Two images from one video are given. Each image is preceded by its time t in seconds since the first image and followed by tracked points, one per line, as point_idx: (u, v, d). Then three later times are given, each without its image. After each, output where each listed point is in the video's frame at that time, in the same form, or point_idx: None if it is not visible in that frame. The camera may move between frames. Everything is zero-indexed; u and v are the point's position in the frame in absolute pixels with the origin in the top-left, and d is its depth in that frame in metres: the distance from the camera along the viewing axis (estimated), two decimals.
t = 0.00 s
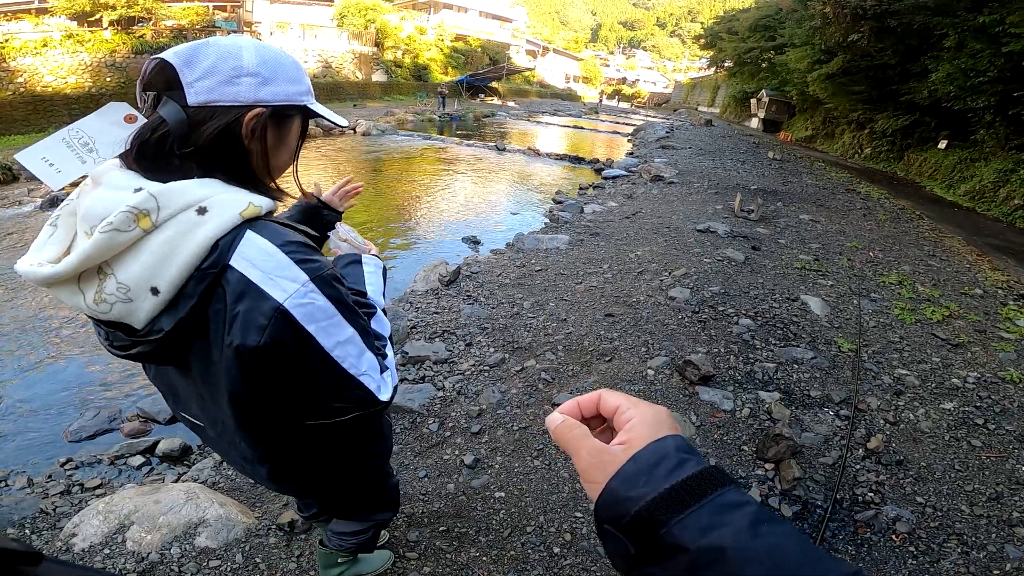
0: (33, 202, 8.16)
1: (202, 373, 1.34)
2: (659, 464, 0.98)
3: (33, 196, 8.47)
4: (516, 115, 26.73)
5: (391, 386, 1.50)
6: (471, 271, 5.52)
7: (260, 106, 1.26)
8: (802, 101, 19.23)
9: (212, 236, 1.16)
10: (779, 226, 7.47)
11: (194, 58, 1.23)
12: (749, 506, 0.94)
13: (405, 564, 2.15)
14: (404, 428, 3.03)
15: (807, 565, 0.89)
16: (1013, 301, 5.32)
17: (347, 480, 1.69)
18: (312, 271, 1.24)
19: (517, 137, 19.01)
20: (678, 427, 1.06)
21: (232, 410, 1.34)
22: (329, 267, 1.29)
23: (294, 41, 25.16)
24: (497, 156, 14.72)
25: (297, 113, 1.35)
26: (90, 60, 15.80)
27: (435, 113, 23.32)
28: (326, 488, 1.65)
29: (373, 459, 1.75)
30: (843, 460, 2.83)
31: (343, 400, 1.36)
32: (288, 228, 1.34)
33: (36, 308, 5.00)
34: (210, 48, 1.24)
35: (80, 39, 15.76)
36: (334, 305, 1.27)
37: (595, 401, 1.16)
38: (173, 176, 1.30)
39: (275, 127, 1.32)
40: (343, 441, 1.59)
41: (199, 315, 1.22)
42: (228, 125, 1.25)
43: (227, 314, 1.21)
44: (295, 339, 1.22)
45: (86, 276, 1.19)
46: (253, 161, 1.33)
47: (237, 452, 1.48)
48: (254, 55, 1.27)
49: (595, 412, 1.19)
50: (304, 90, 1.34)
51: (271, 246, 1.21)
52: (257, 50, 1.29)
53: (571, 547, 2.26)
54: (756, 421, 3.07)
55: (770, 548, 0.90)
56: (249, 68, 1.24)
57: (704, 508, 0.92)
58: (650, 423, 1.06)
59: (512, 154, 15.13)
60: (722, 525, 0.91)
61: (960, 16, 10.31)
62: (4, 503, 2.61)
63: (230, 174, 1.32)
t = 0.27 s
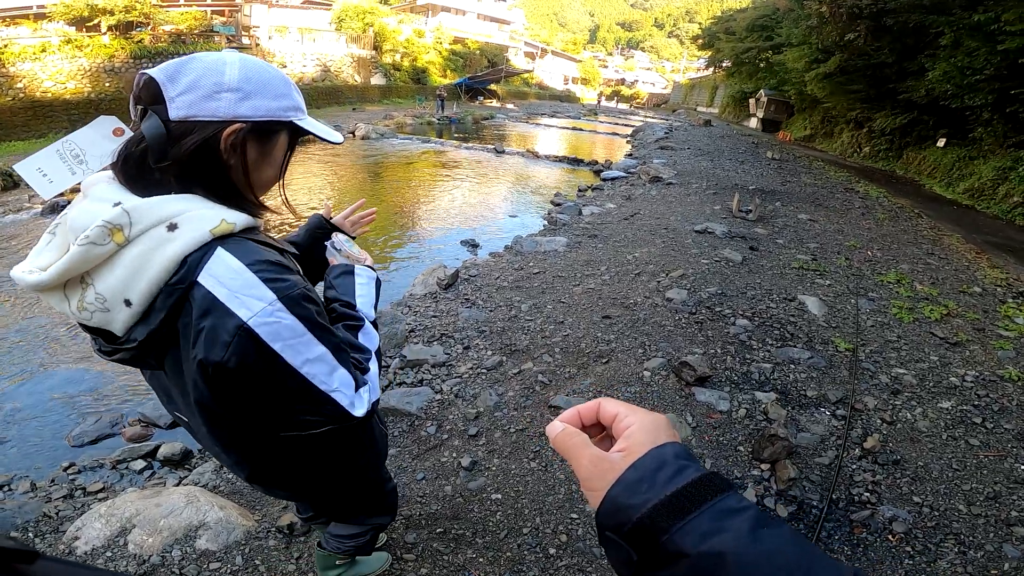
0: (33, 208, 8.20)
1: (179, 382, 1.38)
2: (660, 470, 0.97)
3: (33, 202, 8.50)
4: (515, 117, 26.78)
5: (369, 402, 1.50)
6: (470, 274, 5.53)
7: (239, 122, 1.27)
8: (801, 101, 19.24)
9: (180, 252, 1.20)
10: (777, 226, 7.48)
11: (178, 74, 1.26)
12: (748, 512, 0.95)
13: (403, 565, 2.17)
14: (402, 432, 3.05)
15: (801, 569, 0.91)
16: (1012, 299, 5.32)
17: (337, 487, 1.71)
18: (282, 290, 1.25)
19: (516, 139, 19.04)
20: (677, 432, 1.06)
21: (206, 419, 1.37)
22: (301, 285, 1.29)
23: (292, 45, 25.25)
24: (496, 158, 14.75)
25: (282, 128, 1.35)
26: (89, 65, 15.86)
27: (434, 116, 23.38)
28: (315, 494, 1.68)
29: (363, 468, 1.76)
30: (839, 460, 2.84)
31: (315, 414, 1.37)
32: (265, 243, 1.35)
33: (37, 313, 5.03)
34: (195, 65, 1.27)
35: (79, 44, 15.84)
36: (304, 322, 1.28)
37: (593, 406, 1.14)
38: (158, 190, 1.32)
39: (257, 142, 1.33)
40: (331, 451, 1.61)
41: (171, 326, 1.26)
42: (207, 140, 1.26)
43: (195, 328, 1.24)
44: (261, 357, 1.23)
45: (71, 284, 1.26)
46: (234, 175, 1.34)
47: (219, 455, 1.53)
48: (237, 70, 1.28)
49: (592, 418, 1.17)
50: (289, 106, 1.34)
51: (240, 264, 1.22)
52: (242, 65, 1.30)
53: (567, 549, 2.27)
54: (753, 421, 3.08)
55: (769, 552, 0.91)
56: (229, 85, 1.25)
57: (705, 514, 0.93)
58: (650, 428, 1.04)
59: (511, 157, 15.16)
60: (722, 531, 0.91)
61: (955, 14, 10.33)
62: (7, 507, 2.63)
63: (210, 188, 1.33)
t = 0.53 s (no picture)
0: (35, 210, 8.23)
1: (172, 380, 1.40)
2: (648, 466, 0.98)
3: (34, 203, 8.53)
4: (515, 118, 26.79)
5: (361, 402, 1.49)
6: (469, 274, 5.54)
7: (231, 127, 1.27)
8: (802, 100, 19.22)
9: (170, 253, 1.21)
10: (777, 226, 7.48)
11: (173, 81, 1.27)
12: (737, 506, 0.94)
13: (401, 565, 2.18)
14: (401, 432, 3.06)
15: (796, 564, 0.89)
16: (1012, 299, 5.32)
17: (335, 486, 1.72)
18: (269, 291, 1.26)
19: (517, 140, 19.04)
20: (664, 428, 1.06)
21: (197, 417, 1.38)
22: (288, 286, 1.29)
23: (292, 45, 25.28)
24: (496, 159, 14.76)
25: (275, 134, 1.36)
26: (90, 67, 15.90)
27: (434, 117, 23.40)
28: (314, 492, 1.69)
29: (361, 468, 1.76)
30: (837, 460, 2.84)
31: (303, 414, 1.37)
32: (255, 246, 1.35)
33: (38, 314, 5.05)
34: (190, 72, 1.28)
35: (80, 46, 15.88)
36: (291, 322, 1.28)
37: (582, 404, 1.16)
38: (153, 194, 1.33)
39: (250, 148, 1.34)
40: (328, 450, 1.61)
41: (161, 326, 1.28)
42: (199, 146, 1.27)
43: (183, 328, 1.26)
44: (247, 356, 1.24)
45: (68, 284, 1.28)
46: (227, 180, 1.35)
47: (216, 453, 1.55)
48: (231, 77, 1.29)
49: (582, 416, 1.19)
50: (283, 112, 1.35)
51: (227, 265, 1.23)
52: (236, 72, 1.31)
53: (564, 549, 2.28)
54: (751, 422, 3.08)
55: (761, 548, 0.89)
56: (222, 91, 1.26)
57: (694, 509, 0.92)
58: (636, 424, 1.06)
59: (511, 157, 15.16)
60: (711, 526, 0.91)
61: (955, 14, 10.32)
62: (8, 507, 2.64)
63: (203, 193, 1.34)
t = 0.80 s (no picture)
0: (35, 210, 8.23)
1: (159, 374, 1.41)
2: (647, 466, 0.97)
3: (35, 204, 8.53)
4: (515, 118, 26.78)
5: (345, 407, 1.45)
6: (469, 275, 5.54)
7: (218, 128, 1.27)
8: (802, 100, 19.21)
9: (151, 251, 1.22)
10: (777, 226, 7.47)
11: (164, 81, 1.28)
12: (738, 505, 0.93)
13: (399, 566, 2.17)
14: (400, 432, 3.05)
15: (798, 562, 0.88)
16: (1013, 299, 5.31)
17: (328, 484, 1.71)
18: (247, 291, 1.24)
19: (517, 140, 19.04)
20: (662, 427, 1.05)
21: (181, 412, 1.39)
22: (268, 287, 1.28)
23: (292, 46, 25.29)
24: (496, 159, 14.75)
25: (266, 135, 1.35)
26: (90, 68, 15.91)
27: (434, 117, 23.39)
28: (308, 489, 1.69)
29: (355, 468, 1.75)
30: (837, 460, 2.83)
31: (282, 416, 1.34)
32: (242, 245, 1.35)
33: (37, 315, 5.04)
34: (180, 73, 1.28)
35: (80, 46, 15.89)
36: (268, 324, 1.25)
37: (578, 404, 1.15)
38: (144, 193, 1.33)
39: (238, 148, 1.33)
40: (320, 449, 1.60)
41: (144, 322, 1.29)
42: (187, 145, 1.27)
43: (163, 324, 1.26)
44: (222, 356, 1.22)
45: (64, 279, 1.32)
46: (217, 180, 1.35)
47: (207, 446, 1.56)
48: (220, 77, 1.28)
49: (579, 416, 1.17)
50: (274, 112, 1.34)
51: (206, 264, 1.22)
52: (227, 72, 1.30)
53: (562, 549, 2.27)
54: (750, 422, 3.08)
55: (762, 548, 0.89)
56: (210, 91, 1.25)
57: (695, 509, 0.92)
58: (634, 424, 1.05)
59: (511, 158, 15.16)
60: (712, 526, 0.90)
61: (955, 13, 10.31)
62: (7, 507, 2.63)
63: (192, 192, 1.34)
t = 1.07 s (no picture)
0: (36, 211, 8.24)
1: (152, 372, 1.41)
2: (649, 467, 0.96)
3: (36, 205, 8.53)
4: (516, 118, 26.76)
5: (336, 408, 1.42)
6: (469, 275, 5.53)
7: (201, 127, 1.27)
8: (802, 100, 19.20)
9: (139, 249, 1.22)
10: (778, 226, 7.46)
11: (147, 83, 1.28)
12: (740, 504, 0.93)
13: (399, 566, 2.17)
14: (401, 433, 3.05)
15: (802, 562, 0.88)
16: (1014, 298, 5.30)
17: (326, 481, 1.71)
18: (234, 287, 1.24)
19: (517, 140, 19.05)
20: (663, 428, 1.05)
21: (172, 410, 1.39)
22: (256, 284, 1.27)
23: (292, 46, 25.28)
24: (496, 159, 14.75)
25: (252, 133, 1.35)
26: (91, 68, 15.92)
27: (434, 117, 23.38)
28: (306, 487, 1.69)
29: (352, 465, 1.75)
30: (837, 460, 2.83)
31: (270, 413, 1.33)
32: (231, 243, 1.34)
33: (38, 315, 5.04)
34: (162, 74, 1.28)
35: (80, 47, 15.89)
36: (255, 320, 1.24)
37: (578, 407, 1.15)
38: (137, 194, 1.33)
39: (224, 147, 1.33)
40: (316, 446, 1.60)
41: (135, 318, 1.29)
42: (170, 145, 1.28)
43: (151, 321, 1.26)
44: (207, 352, 1.22)
45: (58, 278, 1.33)
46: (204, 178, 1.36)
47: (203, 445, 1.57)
48: (201, 77, 1.29)
49: (579, 419, 1.17)
50: (258, 110, 1.33)
51: (193, 261, 1.22)
52: (209, 72, 1.30)
53: (562, 549, 2.27)
54: (751, 422, 3.07)
55: (765, 547, 0.89)
56: (191, 91, 1.26)
57: (697, 510, 0.92)
58: (635, 425, 1.05)
59: (511, 158, 15.16)
60: (714, 526, 0.90)
61: (955, 13, 10.30)
62: (8, 508, 2.63)
63: (182, 191, 1.35)
